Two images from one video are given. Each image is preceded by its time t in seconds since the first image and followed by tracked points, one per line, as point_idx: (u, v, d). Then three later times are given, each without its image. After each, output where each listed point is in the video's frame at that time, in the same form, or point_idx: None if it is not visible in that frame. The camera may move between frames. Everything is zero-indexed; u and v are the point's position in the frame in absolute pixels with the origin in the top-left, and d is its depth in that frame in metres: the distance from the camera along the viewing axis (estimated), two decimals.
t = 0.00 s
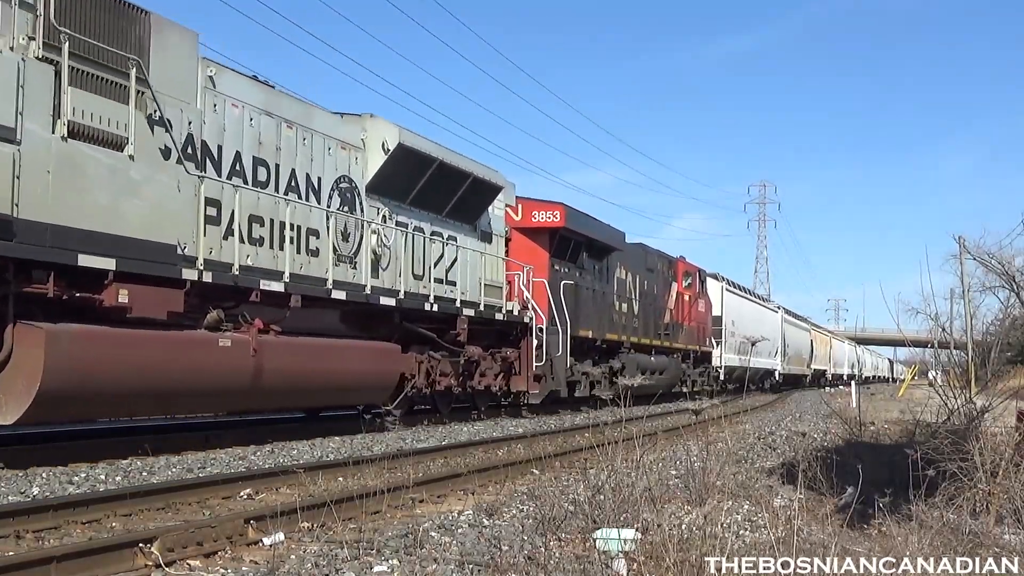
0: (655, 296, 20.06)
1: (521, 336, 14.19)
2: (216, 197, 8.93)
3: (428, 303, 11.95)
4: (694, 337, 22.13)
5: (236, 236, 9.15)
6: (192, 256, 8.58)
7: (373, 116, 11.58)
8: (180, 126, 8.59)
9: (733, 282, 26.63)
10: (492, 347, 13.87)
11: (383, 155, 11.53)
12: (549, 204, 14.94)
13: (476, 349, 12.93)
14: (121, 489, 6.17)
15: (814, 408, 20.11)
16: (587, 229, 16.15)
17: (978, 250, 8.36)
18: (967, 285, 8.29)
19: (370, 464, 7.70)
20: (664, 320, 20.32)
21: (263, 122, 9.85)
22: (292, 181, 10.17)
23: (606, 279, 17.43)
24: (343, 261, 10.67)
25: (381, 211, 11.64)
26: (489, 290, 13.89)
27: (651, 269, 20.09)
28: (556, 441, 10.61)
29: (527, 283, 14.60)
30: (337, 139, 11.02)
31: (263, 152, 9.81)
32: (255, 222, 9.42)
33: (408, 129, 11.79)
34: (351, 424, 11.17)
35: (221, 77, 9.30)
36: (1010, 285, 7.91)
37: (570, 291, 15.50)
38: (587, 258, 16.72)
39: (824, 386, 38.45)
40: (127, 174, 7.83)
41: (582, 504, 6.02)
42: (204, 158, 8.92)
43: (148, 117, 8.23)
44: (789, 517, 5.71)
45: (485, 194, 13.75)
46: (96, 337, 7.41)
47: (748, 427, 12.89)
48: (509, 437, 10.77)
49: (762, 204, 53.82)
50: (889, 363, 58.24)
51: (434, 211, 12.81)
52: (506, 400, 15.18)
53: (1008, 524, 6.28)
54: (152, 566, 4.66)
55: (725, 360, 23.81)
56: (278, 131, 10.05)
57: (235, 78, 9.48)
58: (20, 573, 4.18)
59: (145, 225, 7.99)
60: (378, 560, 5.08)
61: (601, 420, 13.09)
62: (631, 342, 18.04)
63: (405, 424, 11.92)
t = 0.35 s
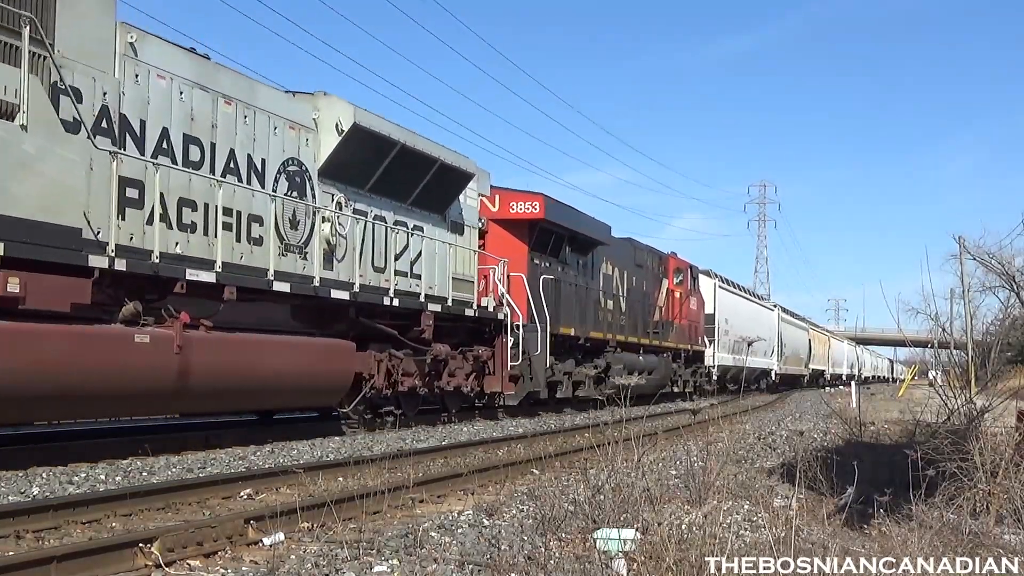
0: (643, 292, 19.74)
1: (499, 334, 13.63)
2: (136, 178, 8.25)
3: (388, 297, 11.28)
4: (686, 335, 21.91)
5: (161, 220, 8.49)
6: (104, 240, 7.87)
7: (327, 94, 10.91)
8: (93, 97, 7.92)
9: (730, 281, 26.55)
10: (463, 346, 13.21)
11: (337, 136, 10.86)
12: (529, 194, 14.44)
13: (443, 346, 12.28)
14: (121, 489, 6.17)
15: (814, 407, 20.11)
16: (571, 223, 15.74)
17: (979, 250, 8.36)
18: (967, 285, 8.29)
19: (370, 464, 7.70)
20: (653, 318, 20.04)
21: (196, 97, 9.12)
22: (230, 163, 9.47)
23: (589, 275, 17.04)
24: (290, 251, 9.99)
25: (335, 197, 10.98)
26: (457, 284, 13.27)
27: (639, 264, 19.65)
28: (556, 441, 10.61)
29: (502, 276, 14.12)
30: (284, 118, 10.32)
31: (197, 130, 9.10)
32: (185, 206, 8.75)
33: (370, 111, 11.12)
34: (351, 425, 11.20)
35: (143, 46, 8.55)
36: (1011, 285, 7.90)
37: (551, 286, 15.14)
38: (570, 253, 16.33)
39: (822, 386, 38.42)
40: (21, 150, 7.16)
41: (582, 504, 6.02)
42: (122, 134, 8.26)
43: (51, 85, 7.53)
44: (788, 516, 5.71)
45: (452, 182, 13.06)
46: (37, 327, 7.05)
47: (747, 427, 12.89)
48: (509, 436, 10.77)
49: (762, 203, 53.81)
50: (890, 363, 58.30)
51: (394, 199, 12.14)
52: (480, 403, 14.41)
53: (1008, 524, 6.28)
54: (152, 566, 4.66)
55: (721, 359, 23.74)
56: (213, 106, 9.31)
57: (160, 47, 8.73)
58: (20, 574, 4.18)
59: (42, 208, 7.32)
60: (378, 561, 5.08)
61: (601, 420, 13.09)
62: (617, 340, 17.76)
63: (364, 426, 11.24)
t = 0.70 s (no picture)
0: (630, 289, 19.18)
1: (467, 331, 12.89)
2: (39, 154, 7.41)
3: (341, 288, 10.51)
4: (677, 334, 21.46)
5: (69, 202, 7.69)
6: None
7: (272, 69, 10.03)
8: None
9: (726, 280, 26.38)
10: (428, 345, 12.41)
11: (282, 115, 9.99)
12: (504, 183, 13.74)
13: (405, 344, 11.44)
14: (121, 489, 6.16)
15: (814, 408, 20.09)
16: (554, 215, 15.13)
17: (979, 250, 8.35)
18: (967, 285, 8.29)
19: (370, 464, 7.70)
20: (643, 316, 19.55)
21: (112, 65, 8.24)
22: (154, 140, 8.61)
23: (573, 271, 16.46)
24: (224, 237, 9.21)
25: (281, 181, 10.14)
26: (420, 278, 12.44)
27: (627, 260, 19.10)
28: (556, 441, 10.61)
29: (474, 271, 13.49)
30: (220, 93, 9.45)
31: (114, 102, 8.23)
32: (97, 185, 7.91)
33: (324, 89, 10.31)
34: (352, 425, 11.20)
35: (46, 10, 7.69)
36: (1010, 285, 7.90)
37: (530, 281, 14.56)
38: (551, 247, 15.73)
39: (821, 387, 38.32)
40: None
41: (582, 504, 6.04)
42: (23, 107, 7.41)
43: None
44: (788, 516, 5.71)
45: (417, 169, 12.24)
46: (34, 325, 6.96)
47: (747, 427, 12.88)
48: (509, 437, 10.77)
49: (764, 204, 53.69)
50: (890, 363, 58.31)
51: (348, 184, 11.26)
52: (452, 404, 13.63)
53: (1008, 524, 6.28)
54: (152, 566, 4.66)
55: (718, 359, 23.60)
56: (133, 77, 8.44)
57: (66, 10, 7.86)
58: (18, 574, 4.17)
59: None
60: (378, 561, 5.08)
61: (601, 420, 13.08)
62: (603, 339, 17.23)
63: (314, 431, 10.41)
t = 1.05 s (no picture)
0: (616, 284, 18.56)
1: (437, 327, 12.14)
2: None
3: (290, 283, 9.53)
4: (666, 332, 20.91)
5: None
6: None
7: (207, 38, 9.14)
8: None
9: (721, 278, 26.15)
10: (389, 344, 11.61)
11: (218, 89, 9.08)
12: (477, 171, 13.01)
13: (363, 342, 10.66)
14: (121, 489, 6.17)
15: (814, 408, 20.08)
16: (531, 206, 14.43)
17: (979, 250, 8.34)
18: (967, 285, 8.29)
19: (370, 464, 7.69)
20: (629, 313, 18.95)
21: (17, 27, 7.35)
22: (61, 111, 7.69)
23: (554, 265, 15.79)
24: (146, 223, 8.25)
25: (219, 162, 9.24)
26: (383, 270, 11.54)
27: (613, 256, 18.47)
28: (556, 441, 10.60)
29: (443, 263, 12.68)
30: (146, 63, 8.55)
31: (12, 68, 7.27)
32: None
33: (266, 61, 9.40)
34: (352, 425, 11.22)
35: None
36: (1010, 285, 7.89)
37: (505, 275, 13.86)
38: (530, 239, 15.05)
39: (820, 387, 38.24)
40: None
41: (582, 504, 6.04)
42: None
43: None
44: (788, 516, 5.71)
45: (373, 152, 11.38)
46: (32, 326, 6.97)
47: (747, 427, 12.88)
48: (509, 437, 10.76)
49: (763, 204, 53.63)
50: (890, 363, 58.34)
51: (297, 166, 10.37)
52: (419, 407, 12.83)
53: (1008, 523, 6.28)
54: (152, 566, 4.66)
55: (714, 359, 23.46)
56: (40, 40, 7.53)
57: None
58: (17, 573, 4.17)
59: None
60: (378, 560, 5.08)
61: (601, 420, 13.06)
62: (587, 337, 16.61)
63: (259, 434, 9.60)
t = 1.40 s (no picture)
0: (601, 280, 17.96)
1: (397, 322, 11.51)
2: None
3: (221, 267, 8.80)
4: (654, 330, 20.34)
5: None
6: None
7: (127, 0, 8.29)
8: None
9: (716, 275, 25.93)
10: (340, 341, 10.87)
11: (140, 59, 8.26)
12: (444, 157, 12.30)
13: (311, 338, 9.95)
14: (121, 489, 6.17)
15: (814, 408, 20.07)
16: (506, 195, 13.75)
17: (979, 250, 8.34)
18: (967, 285, 8.29)
19: (370, 464, 7.69)
20: (615, 311, 18.38)
21: None
22: None
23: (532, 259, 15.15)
24: (54, 205, 7.54)
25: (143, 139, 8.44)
26: (336, 261, 10.89)
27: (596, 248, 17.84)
28: (556, 441, 10.60)
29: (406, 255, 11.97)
30: (53, 27, 7.72)
31: None
32: None
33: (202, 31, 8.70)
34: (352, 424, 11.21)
35: None
36: (1011, 284, 7.87)
37: (478, 268, 13.20)
38: (505, 231, 14.40)
39: (817, 387, 38.18)
40: None
41: (582, 504, 6.03)
42: None
43: None
44: (788, 516, 5.71)
45: (323, 129, 10.66)
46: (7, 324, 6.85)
47: (747, 427, 12.87)
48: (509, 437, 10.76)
49: (762, 203, 53.55)
50: (891, 364, 58.34)
51: (235, 145, 9.59)
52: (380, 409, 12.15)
53: (1008, 523, 6.28)
54: (152, 566, 4.66)
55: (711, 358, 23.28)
56: None
57: None
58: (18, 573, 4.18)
59: None
60: (378, 560, 5.08)
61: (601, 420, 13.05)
62: (568, 336, 16.02)
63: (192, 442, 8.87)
